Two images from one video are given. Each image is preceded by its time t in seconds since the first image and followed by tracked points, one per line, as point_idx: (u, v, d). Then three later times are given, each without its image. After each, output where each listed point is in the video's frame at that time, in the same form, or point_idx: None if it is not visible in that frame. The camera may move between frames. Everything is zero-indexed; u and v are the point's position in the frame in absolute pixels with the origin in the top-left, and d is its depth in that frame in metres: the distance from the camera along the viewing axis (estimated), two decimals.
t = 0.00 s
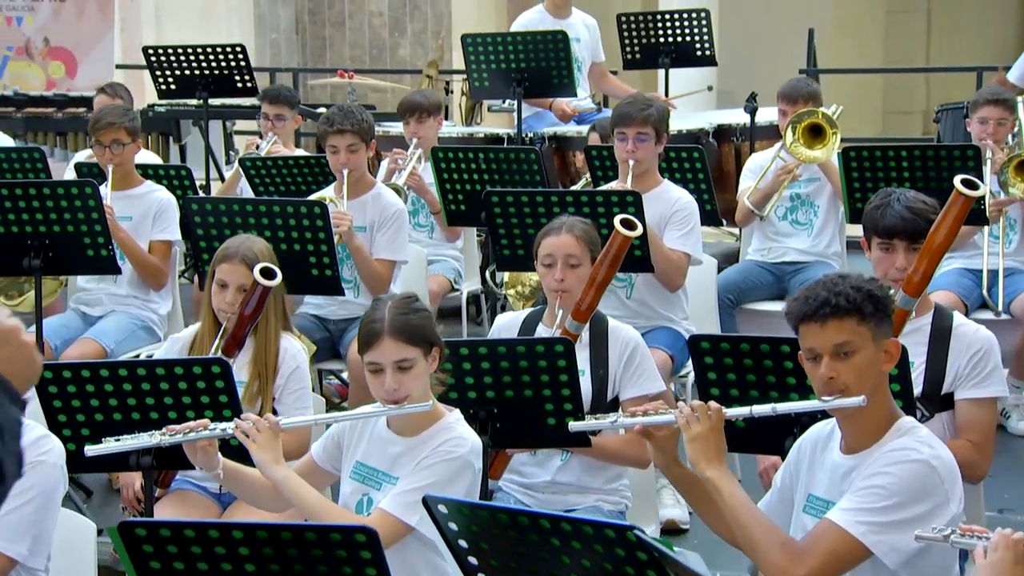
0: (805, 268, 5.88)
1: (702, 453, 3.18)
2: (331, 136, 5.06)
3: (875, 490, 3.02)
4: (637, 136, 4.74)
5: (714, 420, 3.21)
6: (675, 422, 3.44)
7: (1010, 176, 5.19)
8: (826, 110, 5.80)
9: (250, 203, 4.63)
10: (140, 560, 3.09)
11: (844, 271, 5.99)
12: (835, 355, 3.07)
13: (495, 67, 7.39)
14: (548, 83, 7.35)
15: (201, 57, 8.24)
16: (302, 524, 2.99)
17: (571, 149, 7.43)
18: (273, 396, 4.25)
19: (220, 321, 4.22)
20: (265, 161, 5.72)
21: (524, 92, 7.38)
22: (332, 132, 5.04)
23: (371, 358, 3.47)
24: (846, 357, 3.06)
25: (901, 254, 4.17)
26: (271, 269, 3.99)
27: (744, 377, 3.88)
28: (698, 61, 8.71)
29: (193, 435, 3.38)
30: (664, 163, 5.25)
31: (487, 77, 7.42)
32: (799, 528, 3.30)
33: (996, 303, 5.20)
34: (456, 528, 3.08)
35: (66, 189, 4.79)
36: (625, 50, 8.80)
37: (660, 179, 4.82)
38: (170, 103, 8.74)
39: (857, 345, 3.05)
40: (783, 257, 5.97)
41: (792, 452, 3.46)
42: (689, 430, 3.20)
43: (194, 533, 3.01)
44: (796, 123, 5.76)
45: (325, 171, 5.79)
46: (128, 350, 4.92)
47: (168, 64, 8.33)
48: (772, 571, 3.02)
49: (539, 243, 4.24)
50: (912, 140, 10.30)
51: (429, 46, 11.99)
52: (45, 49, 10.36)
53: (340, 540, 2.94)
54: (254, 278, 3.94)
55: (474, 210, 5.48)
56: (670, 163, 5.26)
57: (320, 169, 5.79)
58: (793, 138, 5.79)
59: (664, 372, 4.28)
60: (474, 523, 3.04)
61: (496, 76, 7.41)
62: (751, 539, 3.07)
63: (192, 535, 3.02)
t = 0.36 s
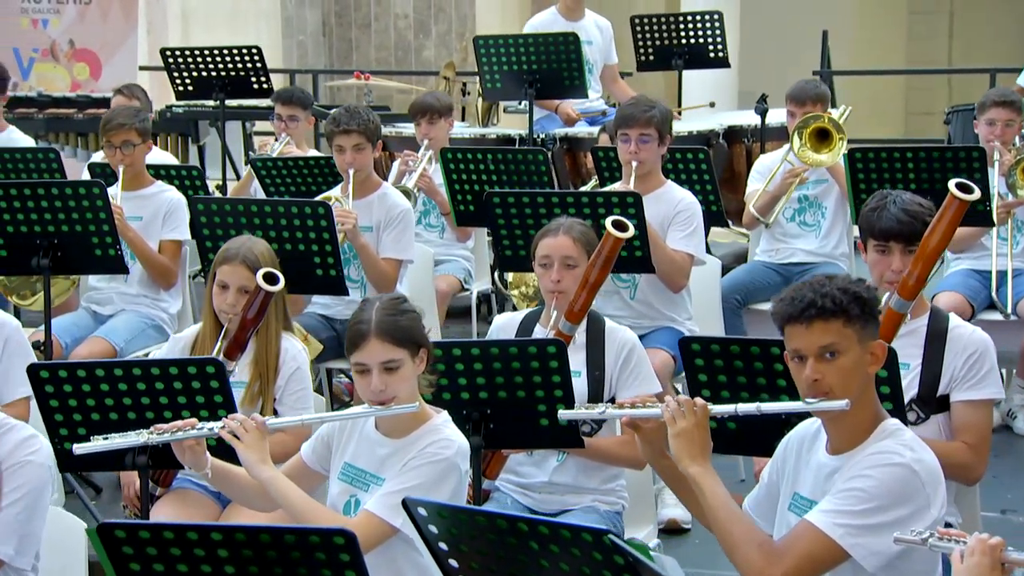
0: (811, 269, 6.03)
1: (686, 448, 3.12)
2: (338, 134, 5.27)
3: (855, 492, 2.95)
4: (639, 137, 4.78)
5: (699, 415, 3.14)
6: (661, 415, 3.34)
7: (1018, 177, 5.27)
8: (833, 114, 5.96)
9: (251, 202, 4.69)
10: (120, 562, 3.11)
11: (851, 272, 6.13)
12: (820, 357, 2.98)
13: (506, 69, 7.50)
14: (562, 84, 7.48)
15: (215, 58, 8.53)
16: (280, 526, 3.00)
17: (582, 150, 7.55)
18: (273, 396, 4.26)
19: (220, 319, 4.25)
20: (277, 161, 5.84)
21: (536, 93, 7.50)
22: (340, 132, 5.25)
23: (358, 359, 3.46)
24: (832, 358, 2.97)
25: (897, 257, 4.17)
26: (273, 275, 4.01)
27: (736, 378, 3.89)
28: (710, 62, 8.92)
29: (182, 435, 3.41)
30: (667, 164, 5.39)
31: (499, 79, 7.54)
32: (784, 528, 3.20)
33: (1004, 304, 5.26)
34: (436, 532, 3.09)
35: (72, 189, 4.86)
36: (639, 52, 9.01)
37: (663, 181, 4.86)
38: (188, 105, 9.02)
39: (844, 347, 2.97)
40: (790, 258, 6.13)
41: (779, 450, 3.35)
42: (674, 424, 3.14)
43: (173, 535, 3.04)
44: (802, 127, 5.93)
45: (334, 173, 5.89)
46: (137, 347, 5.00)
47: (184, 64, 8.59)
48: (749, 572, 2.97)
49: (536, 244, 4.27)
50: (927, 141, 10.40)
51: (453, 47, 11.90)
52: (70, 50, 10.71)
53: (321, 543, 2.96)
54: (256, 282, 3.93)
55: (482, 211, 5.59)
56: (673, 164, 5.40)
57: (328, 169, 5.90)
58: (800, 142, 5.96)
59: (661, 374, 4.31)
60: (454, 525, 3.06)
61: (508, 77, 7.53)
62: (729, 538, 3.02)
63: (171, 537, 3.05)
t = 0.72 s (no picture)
0: (817, 271, 6.22)
1: (656, 477, 3.04)
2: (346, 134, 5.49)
3: (823, 509, 2.95)
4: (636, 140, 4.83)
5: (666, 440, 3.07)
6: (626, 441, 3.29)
7: None
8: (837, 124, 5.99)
9: (256, 203, 4.84)
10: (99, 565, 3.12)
11: (854, 275, 6.34)
12: (774, 370, 2.97)
13: (517, 71, 7.60)
14: (572, 86, 7.57)
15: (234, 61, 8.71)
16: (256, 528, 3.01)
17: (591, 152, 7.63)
18: (273, 397, 4.29)
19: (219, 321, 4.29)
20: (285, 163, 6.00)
21: (546, 95, 7.60)
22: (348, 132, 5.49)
23: (343, 361, 3.48)
24: (785, 371, 2.96)
25: (890, 258, 4.18)
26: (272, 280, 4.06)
27: (724, 382, 3.87)
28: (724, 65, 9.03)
29: (168, 436, 3.46)
30: (669, 166, 5.60)
31: (509, 81, 7.65)
32: (760, 535, 3.22)
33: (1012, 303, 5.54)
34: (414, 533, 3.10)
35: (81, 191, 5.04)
36: (651, 54, 9.13)
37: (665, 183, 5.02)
38: (204, 107, 9.29)
39: (797, 359, 2.96)
40: (797, 261, 6.33)
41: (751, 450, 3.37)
42: (643, 454, 3.05)
43: (151, 538, 3.04)
44: (807, 139, 5.97)
45: (342, 174, 5.98)
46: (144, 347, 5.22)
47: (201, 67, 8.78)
48: None
49: (532, 246, 4.31)
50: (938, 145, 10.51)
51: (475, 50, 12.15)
52: (94, 54, 10.78)
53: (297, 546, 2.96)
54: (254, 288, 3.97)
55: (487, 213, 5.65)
56: (675, 166, 5.60)
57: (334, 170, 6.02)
58: (805, 154, 5.99)
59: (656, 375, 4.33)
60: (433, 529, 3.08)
61: (518, 80, 7.63)
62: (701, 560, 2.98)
63: (149, 540, 3.05)
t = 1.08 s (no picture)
0: (823, 272, 6.26)
1: (633, 507, 3.09)
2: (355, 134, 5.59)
3: (800, 523, 2.97)
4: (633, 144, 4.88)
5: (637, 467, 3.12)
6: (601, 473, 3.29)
7: None
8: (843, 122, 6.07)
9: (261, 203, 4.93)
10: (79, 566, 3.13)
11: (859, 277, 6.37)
12: (734, 390, 2.99)
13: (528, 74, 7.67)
14: (583, 88, 7.63)
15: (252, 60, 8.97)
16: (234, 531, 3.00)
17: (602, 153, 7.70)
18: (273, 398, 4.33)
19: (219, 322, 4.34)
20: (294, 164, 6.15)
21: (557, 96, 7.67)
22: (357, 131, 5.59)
23: (328, 363, 3.51)
24: (744, 390, 2.98)
25: (886, 261, 4.20)
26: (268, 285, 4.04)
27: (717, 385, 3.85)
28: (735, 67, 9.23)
29: (154, 442, 3.50)
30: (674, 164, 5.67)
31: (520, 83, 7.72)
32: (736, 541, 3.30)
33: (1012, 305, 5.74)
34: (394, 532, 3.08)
35: (90, 191, 5.13)
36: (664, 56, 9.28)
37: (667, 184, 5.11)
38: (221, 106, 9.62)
39: (755, 375, 2.97)
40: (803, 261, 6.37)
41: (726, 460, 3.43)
42: (616, 485, 3.10)
43: (130, 540, 3.04)
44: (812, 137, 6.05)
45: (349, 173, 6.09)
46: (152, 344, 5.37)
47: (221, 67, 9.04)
48: None
49: (531, 246, 4.33)
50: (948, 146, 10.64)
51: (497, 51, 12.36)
52: (117, 55, 10.90)
53: (275, 548, 2.96)
54: (250, 291, 3.99)
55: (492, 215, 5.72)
56: (681, 165, 5.68)
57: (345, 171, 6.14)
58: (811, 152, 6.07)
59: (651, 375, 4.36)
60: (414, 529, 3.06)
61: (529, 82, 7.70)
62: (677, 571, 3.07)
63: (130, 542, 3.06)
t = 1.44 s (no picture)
0: (828, 273, 6.32)
1: (613, 500, 3.11)
2: (360, 135, 5.71)
3: (780, 523, 2.96)
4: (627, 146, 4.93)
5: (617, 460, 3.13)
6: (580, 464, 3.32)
7: None
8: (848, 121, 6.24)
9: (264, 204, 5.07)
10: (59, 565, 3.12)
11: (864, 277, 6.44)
12: (722, 388, 2.98)
13: (540, 75, 7.72)
14: (594, 89, 7.68)
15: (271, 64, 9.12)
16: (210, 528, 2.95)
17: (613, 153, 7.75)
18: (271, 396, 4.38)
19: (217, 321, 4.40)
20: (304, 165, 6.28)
21: (569, 97, 7.72)
22: (363, 132, 5.70)
23: (312, 364, 3.55)
24: (733, 388, 2.97)
25: (879, 263, 4.21)
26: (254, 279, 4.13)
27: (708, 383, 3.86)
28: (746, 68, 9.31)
29: (139, 445, 3.58)
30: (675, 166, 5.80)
31: (532, 84, 7.76)
32: (719, 541, 3.28)
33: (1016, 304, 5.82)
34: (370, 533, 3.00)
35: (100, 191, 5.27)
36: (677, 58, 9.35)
37: (668, 185, 5.23)
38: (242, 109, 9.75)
39: (744, 374, 2.96)
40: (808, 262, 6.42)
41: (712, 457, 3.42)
42: (596, 476, 3.12)
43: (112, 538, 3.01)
44: (818, 135, 6.21)
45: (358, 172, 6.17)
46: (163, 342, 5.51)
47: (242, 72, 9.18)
48: None
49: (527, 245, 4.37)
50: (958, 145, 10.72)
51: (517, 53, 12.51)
52: (140, 58, 11.01)
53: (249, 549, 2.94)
54: (237, 287, 4.07)
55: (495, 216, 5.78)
56: (681, 167, 5.80)
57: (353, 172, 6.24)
58: (818, 150, 6.23)
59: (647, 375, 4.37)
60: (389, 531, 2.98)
61: (541, 83, 7.75)
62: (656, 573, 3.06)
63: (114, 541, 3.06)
